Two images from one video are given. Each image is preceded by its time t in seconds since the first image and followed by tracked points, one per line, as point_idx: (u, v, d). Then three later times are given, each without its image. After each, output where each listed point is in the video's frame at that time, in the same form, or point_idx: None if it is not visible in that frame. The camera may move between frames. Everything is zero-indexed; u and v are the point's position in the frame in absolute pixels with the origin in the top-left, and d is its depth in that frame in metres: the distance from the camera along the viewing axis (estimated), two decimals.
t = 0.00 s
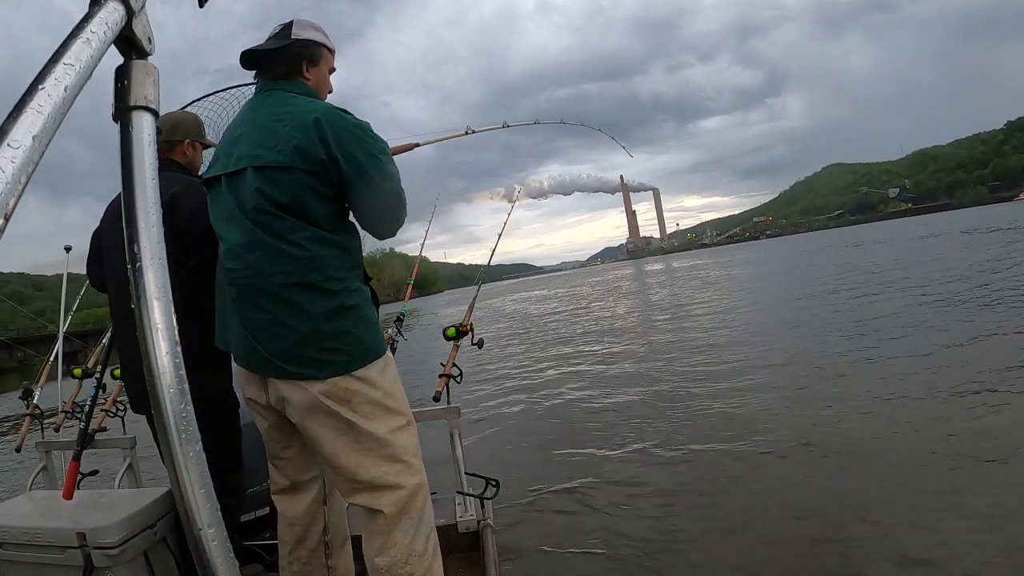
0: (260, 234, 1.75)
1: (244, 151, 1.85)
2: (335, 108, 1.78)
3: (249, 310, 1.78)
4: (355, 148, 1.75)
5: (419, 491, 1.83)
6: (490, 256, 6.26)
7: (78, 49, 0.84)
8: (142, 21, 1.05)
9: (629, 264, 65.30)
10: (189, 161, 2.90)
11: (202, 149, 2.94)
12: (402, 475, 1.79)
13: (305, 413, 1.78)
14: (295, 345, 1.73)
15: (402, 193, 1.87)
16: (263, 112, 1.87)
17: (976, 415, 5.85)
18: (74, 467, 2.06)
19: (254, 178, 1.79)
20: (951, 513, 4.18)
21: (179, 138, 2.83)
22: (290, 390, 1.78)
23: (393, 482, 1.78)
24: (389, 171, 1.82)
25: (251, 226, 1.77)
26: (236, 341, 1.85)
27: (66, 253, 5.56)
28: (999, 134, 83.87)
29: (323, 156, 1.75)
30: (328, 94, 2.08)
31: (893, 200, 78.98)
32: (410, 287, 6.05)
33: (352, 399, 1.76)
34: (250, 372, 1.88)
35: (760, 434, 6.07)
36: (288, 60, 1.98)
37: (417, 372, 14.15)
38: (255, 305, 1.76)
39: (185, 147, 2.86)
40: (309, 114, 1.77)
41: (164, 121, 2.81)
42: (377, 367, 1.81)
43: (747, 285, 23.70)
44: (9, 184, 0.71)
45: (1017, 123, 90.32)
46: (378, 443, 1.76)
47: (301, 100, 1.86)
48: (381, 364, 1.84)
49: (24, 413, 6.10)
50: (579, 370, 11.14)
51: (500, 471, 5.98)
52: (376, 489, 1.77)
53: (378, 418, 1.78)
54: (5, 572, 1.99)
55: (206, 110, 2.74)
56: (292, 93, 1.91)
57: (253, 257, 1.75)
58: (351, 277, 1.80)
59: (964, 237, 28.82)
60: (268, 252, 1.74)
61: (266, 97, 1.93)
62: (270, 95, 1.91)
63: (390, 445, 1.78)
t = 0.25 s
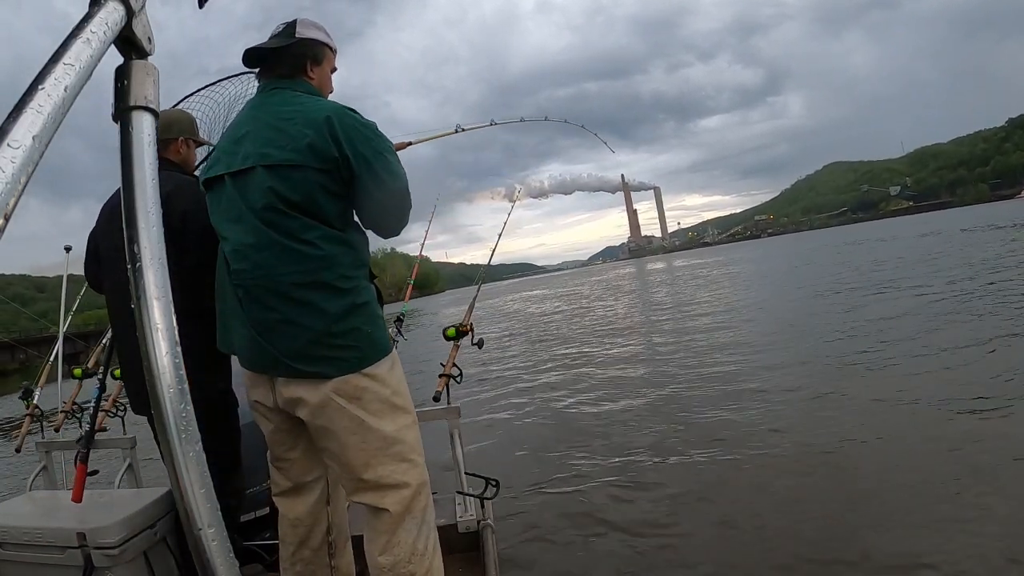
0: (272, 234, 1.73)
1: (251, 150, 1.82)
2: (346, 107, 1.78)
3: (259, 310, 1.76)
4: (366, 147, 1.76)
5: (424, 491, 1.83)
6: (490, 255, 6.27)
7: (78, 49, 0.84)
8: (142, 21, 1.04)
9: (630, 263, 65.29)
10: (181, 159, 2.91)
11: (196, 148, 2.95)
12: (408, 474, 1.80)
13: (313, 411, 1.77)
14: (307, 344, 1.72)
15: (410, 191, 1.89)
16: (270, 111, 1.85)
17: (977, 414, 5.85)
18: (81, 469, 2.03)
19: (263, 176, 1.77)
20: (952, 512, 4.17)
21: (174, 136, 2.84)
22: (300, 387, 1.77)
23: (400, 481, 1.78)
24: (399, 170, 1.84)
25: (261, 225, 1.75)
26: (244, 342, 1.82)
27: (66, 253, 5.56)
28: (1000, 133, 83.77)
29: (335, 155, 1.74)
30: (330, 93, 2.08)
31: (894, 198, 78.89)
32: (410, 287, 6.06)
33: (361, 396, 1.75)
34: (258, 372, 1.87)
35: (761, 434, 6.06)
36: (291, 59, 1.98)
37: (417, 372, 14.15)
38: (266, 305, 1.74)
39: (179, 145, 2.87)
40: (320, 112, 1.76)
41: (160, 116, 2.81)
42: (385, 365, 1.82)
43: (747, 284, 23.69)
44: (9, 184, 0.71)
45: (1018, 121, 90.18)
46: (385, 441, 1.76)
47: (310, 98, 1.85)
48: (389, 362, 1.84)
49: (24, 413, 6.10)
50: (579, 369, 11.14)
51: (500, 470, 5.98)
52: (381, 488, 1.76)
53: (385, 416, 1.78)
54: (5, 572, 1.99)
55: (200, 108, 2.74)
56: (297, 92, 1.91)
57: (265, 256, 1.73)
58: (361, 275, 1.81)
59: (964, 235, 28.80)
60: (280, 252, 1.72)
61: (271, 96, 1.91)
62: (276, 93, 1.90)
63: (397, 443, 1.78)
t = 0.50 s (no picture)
0: (281, 233, 1.72)
1: (257, 150, 1.80)
2: (354, 109, 1.78)
3: (267, 311, 1.74)
4: (375, 150, 1.77)
5: (426, 490, 1.83)
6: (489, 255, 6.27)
7: (78, 49, 0.84)
8: (142, 21, 1.04)
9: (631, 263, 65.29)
10: (177, 158, 2.91)
11: (191, 147, 2.95)
12: (413, 473, 1.80)
13: (320, 408, 1.77)
14: (317, 345, 1.72)
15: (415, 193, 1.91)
16: (277, 111, 1.84)
17: (977, 414, 5.85)
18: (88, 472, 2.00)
19: (271, 177, 1.76)
20: (953, 512, 4.17)
21: (168, 136, 2.84)
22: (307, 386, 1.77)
23: (405, 480, 1.78)
24: (405, 172, 1.86)
25: (269, 226, 1.73)
26: (249, 342, 1.80)
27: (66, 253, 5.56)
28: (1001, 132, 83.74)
29: (345, 156, 1.74)
30: (335, 91, 2.08)
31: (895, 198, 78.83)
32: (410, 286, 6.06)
33: (369, 394, 1.76)
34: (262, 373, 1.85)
35: (761, 433, 6.06)
36: (297, 57, 1.97)
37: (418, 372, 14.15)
38: (275, 305, 1.73)
39: (174, 145, 2.87)
40: (329, 114, 1.76)
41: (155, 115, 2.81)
42: (392, 364, 1.83)
43: (748, 283, 23.68)
44: (9, 184, 0.71)
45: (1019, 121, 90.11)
46: (391, 439, 1.77)
47: (316, 99, 1.84)
48: (396, 361, 1.85)
49: (24, 413, 6.11)
50: (579, 369, 11.14)
51: (500, 470, 5.98)
52: (385, 487, 1.77)
53: (392, 414, 1.79)
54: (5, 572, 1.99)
55: (195, 108, 2.74)
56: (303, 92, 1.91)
57: (273, 257, 1.72)
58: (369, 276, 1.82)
59: (965, 234, 28.77)
60: (289, 252, 1.71)
61: (277, 96, 1.90)
62: (282, 94, 1.89)
63: (403, 442, 1.78)
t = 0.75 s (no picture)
0: (290, 235, 1.72)
1: (266, 150, 1.79)
2: (362, 109, 1.77)
3: (276, 311, 1.74)
4: (383, 150, 1.77)
5: (428, 489, 1.84)
6: (489, 255, 6.28)
7: (78, 49, 0.84)
8: (142, 21, 1.05)
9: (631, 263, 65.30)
10: (178, 158, 2.91)
11: (192, 147, 2.95)
12: (416, 472, 1.80)
13: (325, 406, 1.77)
14: (326, 346, 1.72)
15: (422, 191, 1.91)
16: (285, 110, 1.82)
17: (977, 414, 5.84)
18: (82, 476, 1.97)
19: (280, 178, 1.75)
20: (953, 512, 4.17)
21: (168, 135, 2.84)
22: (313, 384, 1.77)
23: (408, 478, 1.78)
24: (411, 171, 1.86)
25: (279, 227, 1.73)
26: (258, 343, 1.81)
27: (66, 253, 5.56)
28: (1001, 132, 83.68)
29: (353, 157, 1.74)
30: (339, 89, 2.09)
31: (895, 198, 78.80)
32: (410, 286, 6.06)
33: (375, 393, 1.76)
34: (269, 372, 1.84)
35: (761, 433, 6.06)
36: (303, 55, 1.97)
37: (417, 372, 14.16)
38: (284, 306, 1.73)
39: (175, 144, 2.87)
40: (337, 115, 1.75)
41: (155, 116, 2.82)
42: (398, 363, 1.83)
43: (748, 284, 23.69)
44: (9, 184, 0.71)
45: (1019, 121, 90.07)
46: (395, 438, 1.77)
47: (323, 99, 1.83)
48: (402, 360, 1.86)
49: (24, 413, 6.11)
50: (579, 369, 11.14)
51: (500, 470, 5.98)
52: (388, 486, 1.77)
53: (397, 413, 1.79)
54: (6, 572, 1.99)
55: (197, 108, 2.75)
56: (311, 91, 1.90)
57: (283, 258, 1.72)
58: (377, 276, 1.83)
59: (965, 235, 28.77)
60: (299, 253, 1.72)
61: (284, 94, 1.89)
62: (289, 93, 1.88)
63: (407, 441, 1.79)
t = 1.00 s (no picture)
0: (297, 236, 1.72)
1: (270, 151, 1.78)
2: (368, 110, 1.77)
3: (284, 312, 1.74)
4: (389, 150, 1.78)
5: (430, 488, 1.84)
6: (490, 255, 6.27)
7: (78, 49, 0.84)
8: (142, 21, 1.04)
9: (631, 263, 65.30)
10: (183, 163, 2.90)
11: (196, 151, 2.95)
12: (419, 469, 1.81)
13: (330, 404, 1.77)
14: (336, 347, 1.72)
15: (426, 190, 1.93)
16: (289, 110, 1.82)
17: (977, 414, 5.84)
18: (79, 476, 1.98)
19: (285, 179, 1.74)
20: (953, 513, 4.16)
21: (173, 139, 2.85)
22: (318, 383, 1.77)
23: (411, 476, 1.79)
24: (416, 170, 1.87)
25: (286, 228, 1.73)
26: (264, 344, 1.80)
27: (66, 254, 5.56)
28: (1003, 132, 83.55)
29: (361, 158, 1.74)
30: (340, 87, 2.09)
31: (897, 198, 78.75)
32: (410, 287, 6.06)
33: (380, 391, 1.77)
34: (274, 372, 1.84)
35: (761, 434, 6.06)
36: (304, 53, 1.97)
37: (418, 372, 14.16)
38: (292, 307, 1.73)
39: (179, 148, 2.87)
40: (343, 115, 1.74)
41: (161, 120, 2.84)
42: (402, 361, 1.84)
43: (748, 284, 23.68)
44: (9, 184, 0.71)
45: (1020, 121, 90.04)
46: (398, 436, 1.77)
47: (328, 99, 1.83)
48: (406, 359, 1.86)
49: (25, 413, 6.11)
50: (580, 370, 11.13)
51: (501, 470, 5.98)
52: (390, 484, 1.77)
53: (400, 411, 1.79)
54: (7, 571, 1.99)
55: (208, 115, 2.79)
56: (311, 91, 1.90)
57: (291, 259, 1.72)
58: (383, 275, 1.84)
59: (966, 235, 28.74)
60: (307, 254, 1.71)
61: (287, 94, 1.88)
62: (293, 92, 1.87)
63: (410, 439, 1.79)
